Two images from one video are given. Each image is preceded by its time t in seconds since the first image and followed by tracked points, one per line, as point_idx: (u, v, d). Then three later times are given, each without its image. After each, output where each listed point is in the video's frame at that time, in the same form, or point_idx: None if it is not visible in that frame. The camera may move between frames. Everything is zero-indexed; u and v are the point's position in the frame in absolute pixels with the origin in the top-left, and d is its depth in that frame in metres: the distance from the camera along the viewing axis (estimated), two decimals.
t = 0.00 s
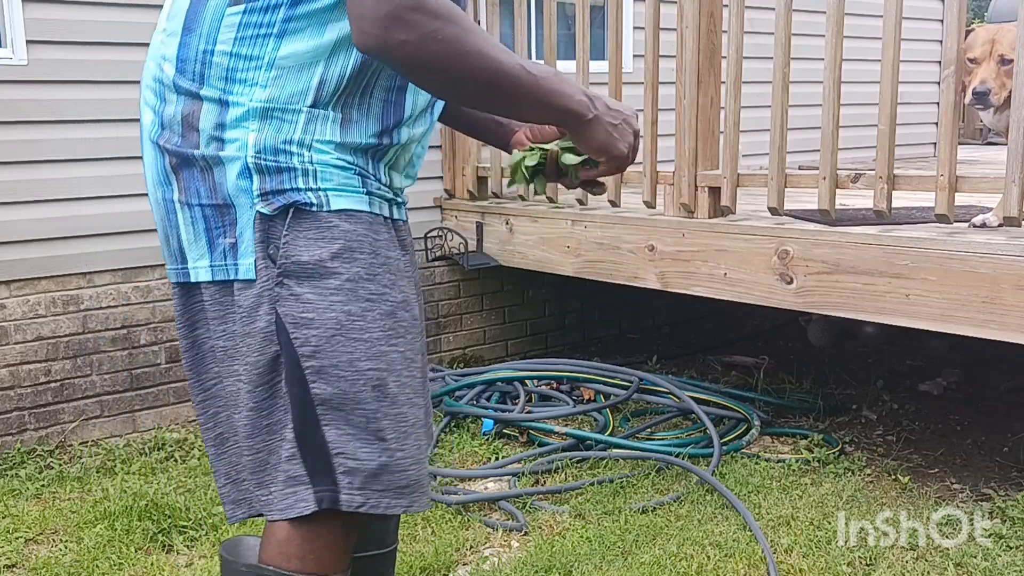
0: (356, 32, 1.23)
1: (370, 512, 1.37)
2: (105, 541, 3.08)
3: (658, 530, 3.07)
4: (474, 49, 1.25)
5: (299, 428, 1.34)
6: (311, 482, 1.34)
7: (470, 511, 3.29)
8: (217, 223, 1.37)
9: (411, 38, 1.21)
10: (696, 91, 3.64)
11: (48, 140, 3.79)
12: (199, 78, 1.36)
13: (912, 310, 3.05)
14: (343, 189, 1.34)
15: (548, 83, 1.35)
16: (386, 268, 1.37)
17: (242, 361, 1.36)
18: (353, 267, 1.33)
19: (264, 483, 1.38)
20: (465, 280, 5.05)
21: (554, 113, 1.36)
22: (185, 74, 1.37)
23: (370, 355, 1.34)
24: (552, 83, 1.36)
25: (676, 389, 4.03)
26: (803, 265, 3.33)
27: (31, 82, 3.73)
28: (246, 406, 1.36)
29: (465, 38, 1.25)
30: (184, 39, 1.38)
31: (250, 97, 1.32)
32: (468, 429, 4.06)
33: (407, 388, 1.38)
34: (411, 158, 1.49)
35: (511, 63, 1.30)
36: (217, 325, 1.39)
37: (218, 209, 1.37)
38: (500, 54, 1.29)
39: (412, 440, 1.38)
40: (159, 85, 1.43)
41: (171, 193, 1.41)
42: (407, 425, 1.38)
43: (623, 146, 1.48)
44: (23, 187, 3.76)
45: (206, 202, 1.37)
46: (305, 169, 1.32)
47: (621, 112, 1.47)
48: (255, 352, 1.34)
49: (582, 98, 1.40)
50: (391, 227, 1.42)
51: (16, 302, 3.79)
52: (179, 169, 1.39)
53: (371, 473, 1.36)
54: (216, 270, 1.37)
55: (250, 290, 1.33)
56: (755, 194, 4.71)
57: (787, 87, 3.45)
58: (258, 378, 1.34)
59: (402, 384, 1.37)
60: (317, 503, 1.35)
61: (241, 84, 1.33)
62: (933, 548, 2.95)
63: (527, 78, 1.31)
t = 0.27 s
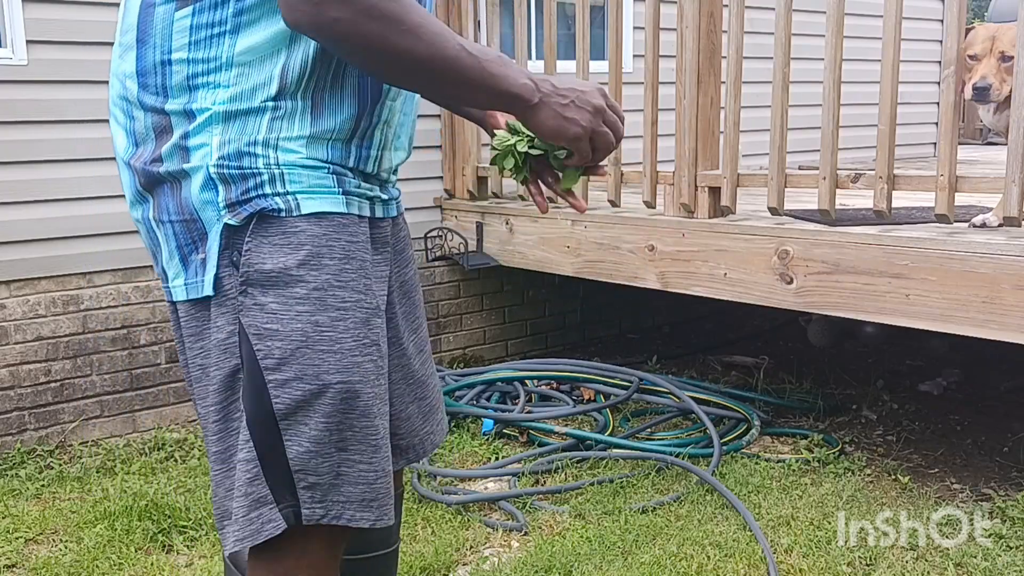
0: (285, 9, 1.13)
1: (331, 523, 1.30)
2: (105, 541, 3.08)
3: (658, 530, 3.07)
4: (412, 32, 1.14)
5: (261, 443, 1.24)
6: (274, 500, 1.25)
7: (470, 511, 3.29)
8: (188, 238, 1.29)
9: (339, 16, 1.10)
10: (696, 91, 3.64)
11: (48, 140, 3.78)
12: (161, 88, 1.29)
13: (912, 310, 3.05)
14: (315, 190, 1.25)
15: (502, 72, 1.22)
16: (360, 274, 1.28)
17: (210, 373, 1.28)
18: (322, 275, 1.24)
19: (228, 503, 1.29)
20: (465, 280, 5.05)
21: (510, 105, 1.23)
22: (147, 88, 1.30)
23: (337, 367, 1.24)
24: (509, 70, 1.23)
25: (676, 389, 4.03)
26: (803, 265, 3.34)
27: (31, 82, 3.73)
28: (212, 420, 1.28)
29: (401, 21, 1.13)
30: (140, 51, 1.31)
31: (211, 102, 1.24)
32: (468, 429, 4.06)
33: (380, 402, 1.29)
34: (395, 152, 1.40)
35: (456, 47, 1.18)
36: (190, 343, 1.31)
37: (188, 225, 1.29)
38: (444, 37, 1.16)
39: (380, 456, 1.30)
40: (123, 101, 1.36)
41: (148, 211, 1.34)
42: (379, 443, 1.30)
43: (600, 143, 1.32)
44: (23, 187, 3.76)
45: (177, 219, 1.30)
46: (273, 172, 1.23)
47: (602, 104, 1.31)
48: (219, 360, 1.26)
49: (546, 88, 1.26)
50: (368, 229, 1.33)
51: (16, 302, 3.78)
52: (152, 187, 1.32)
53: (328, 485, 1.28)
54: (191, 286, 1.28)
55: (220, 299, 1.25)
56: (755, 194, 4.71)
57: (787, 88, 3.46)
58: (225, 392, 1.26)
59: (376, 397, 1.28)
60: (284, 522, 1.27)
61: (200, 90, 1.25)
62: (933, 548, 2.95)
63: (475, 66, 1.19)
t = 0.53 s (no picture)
0: (242, 5, 1.12)
1: (319, 540, 1.28)
2: (105, 541, 3.08)
3: (658, 530, 3.07)
4: (377, 26, 1.13)
5: (242, 457, 1.22)
6: (257, 518, 1.24)
7: (470, 511, 3.29)
8: (158, 250, 1.27)
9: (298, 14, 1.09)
10: (696, 91, 3.64)
11: (48, 140, 3.78)
12: (124, 95, 1.28)
13: (912, 310, 3.05)
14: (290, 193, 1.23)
15: (479, 61, 1.20)
16: (339, 279, 1.26)
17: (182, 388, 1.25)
18: (301, 283, 1.23)
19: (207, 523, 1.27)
20: (465, 280, 5.05)
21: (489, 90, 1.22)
22: (111, 97, 1.30)
23: (317, 376, 1.23)
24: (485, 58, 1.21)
25: (676, 389, 4.03)
26: (803, 265, 3.34)
27: (31, 82, 3.73)
28: (183, 436, 1.25)
29: (367, 14, 1.12)
30: (100, 59, 1.31)
31: (173, 106, 1.22)
32: (468, 430, 4.06)
33: (364, 411, 1.28)
34: (374, 148, 1.38)
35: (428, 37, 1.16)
36: (162, 360, 1.29)
37: (158, 236, 1.27)
38: (414, 29, 1.15)
39: (365, 466, 1.28)
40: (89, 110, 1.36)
41: (118, 223, 1.33)
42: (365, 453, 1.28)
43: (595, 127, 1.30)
44: (23, 187, 3.76)
45: (148, 231, 1.28)
46: (244, 177, 1.21)
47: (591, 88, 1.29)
48: (190, 373, 1.23)
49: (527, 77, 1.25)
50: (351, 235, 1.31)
51: (16, 303, 3.78)
52: (121, 197, 1.31)
53: (314, 500, 1.26)
54: (162, 301, 1.26)
55: (197, 311, 1.22)
56: (755, 194, 4.71)
57: (787, 87, 3.46)
58: (198, 407, 1.24)
59: (360, 406, 1.27)
60: (267, 540, 1.25)
61: (162, 94, 1.23)
62: (933, 548, 2.95)
63: (448, 56, 1.17)
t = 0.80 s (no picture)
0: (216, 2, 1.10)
1: (280, 546, 1.29)
2: (106, 541, 3.08)
3: (658, 530, 3.07)
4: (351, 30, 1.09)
5: (202, 463, 1.23)
6: (215, 524, 1.25)
7: (470, 511, 3.29)
8: (127, 260, 1.28)
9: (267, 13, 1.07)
10: (696, 91, 3.64)
11: (48, 140, 3.78)
12: (94, 93, 1.27)
13: (912, 310, 3.05)
14: (259, 203, 1.21)
15: (457, 69, 1.15)
16: (308, 285, 1.25)
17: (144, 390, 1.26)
18: (265, 290, 1.21)
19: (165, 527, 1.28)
20: (465, 280, 5.05)
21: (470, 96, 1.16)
22: (81, 94, 1.29)
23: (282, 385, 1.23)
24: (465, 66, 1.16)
25: (676, 389, 4.03)
26: (803, 265, 3.34)
27: (31, 82, 3.73)
28: (142, 439, 1.26)
29: (340, 17, 1.09)
30: (70, 54, 1.29)
31: (142, 109, 1.21)
32: (468, 430, 4.06)
33: (332, 420, 1.27)
34: (353, 148, 1.34)
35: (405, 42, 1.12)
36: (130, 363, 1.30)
37: (127, 246, 1.27)
38: (390, 33, 1.11)
39: (330, 474, 1.28)
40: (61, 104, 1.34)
41: (87, 226, 1.33)
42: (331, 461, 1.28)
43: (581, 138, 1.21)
44: (23, 187, 3.76)
45: (116, 236, 1.28)
46: (212, 187, 1.19)
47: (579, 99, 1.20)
48: (151, 376, 1.24)
49: (510, 86, 1.17)
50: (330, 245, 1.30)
51: (16, 303, 3.78)
52: (90, 200, 1.30)
53: (275, 507, 1.27)
54: (127, 308, 1.26)
55: (160, 316, 1.23)
56: (755, 194, 4.71)
57: (787, 88, 3.46)
58: (157, 410, 1.25)
59: (326, 415, 1.26)
60: (226, 545, 1.26)
61: (132, 96, 1.22)
62: (933, 548, 2.95)
63: (423, 64, 1.13)
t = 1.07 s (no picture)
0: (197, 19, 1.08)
1: (273, 548, 1.29)
2: (106, 541, 3.08)
3: (658, 530, 3.07)
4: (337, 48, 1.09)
5: (194, 467, 1.23)
6: (207, 527, 1.25)
7: (470, 511, 3.29)
8: (121, 266, 1.27)
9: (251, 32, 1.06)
10: (696, 90, 3.64)
11: (48, 140, 3.78)
12: (88, 100, 1.26)
13: (912, 310, 3.05)
14: (253, 212, 1.22)
15: (444, 83, 1.16)
16: (301, 289, 1.26)
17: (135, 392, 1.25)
18: (258, 296, 1.22)
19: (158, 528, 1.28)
20: (465, 280, 5.06)
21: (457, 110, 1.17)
22: (76, 98, 1.28)
23: (275, 392, 1.23)
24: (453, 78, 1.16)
25: (676, 389, 4.03)
26: (803, 265, 3.34)
27: (31, 82, 3.73)
28: (132, 442, 1.26)
29: (327, 34, 1.08)
30: (63, 60, 1.28)
31: (135, 120, 1.20)
32: (468, 430, 4.06)
33: (325, 424, 1.28)
34: (345, 150, 1.35)
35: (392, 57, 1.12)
36: (119, 366, 1.29)
37: (121, 251, 1.26)
38: (377, 48, 1.11)
39: (323, 478, 1.29)
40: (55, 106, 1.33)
41: (84, 228, 1.33)
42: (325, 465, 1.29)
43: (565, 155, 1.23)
44: (23, 187, 3.76)
45: (109, 241, 1.27)
46: (206, 197, 1.20)
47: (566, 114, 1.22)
48: (143, 379, 1.24)
49: (501, 98, 1.18)
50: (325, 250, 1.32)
51: (16, 302, 3.78)
52: (85, 203, 1.29)
53: (267, 510, 1.28)
54: (119, 312, 1.26)
55: (151, 320, 1.22)
56: (755, 194, 4.71)
57: (787, 88, 3.46)
58: (148, 414, 1.24)
59: (318, 419, 1.27)
60: (217, 548, 1.26)
61: (124, 106, 1.21)
62: (933, 548, 2.95)
63: (412, 79, 1.14)
